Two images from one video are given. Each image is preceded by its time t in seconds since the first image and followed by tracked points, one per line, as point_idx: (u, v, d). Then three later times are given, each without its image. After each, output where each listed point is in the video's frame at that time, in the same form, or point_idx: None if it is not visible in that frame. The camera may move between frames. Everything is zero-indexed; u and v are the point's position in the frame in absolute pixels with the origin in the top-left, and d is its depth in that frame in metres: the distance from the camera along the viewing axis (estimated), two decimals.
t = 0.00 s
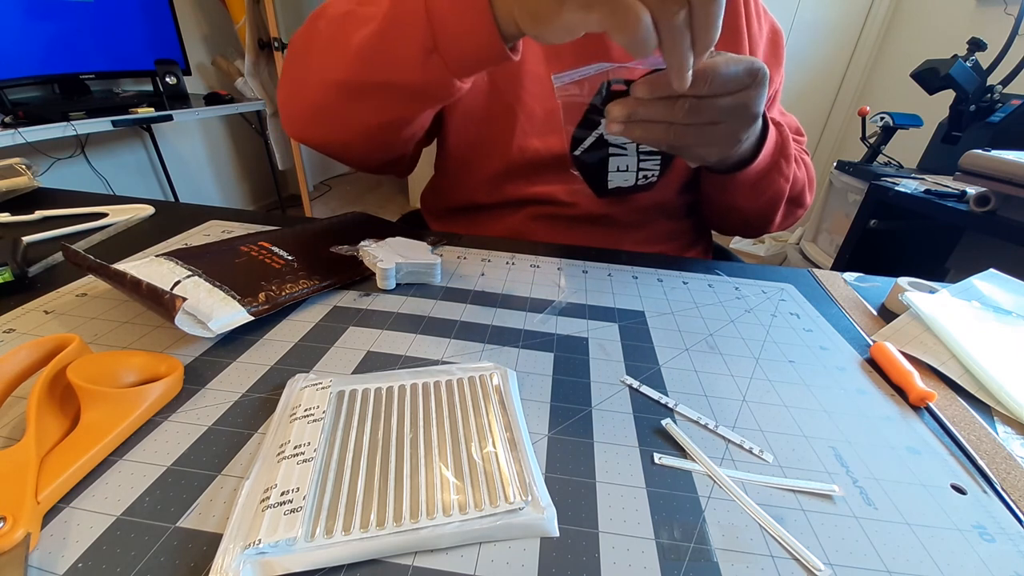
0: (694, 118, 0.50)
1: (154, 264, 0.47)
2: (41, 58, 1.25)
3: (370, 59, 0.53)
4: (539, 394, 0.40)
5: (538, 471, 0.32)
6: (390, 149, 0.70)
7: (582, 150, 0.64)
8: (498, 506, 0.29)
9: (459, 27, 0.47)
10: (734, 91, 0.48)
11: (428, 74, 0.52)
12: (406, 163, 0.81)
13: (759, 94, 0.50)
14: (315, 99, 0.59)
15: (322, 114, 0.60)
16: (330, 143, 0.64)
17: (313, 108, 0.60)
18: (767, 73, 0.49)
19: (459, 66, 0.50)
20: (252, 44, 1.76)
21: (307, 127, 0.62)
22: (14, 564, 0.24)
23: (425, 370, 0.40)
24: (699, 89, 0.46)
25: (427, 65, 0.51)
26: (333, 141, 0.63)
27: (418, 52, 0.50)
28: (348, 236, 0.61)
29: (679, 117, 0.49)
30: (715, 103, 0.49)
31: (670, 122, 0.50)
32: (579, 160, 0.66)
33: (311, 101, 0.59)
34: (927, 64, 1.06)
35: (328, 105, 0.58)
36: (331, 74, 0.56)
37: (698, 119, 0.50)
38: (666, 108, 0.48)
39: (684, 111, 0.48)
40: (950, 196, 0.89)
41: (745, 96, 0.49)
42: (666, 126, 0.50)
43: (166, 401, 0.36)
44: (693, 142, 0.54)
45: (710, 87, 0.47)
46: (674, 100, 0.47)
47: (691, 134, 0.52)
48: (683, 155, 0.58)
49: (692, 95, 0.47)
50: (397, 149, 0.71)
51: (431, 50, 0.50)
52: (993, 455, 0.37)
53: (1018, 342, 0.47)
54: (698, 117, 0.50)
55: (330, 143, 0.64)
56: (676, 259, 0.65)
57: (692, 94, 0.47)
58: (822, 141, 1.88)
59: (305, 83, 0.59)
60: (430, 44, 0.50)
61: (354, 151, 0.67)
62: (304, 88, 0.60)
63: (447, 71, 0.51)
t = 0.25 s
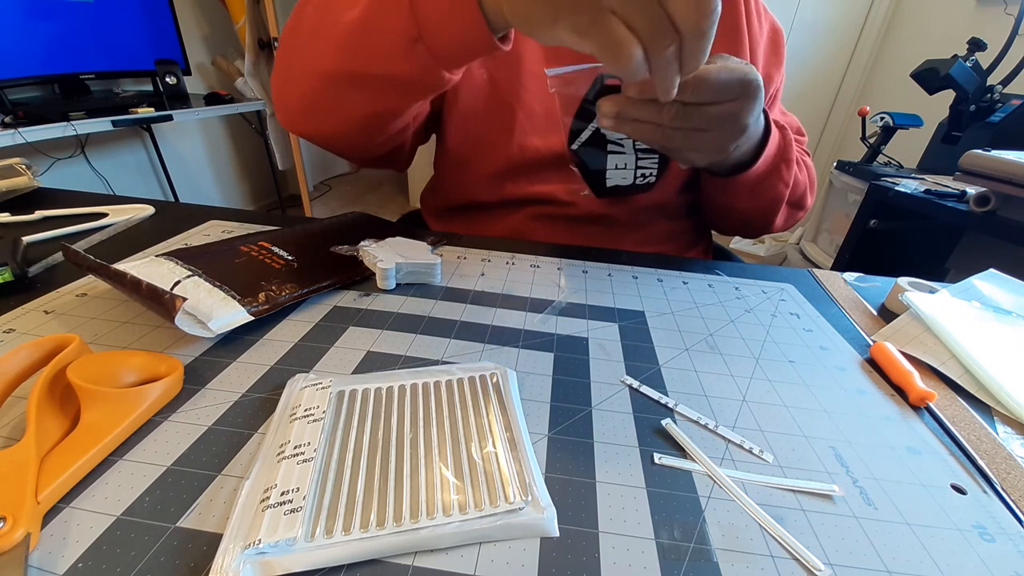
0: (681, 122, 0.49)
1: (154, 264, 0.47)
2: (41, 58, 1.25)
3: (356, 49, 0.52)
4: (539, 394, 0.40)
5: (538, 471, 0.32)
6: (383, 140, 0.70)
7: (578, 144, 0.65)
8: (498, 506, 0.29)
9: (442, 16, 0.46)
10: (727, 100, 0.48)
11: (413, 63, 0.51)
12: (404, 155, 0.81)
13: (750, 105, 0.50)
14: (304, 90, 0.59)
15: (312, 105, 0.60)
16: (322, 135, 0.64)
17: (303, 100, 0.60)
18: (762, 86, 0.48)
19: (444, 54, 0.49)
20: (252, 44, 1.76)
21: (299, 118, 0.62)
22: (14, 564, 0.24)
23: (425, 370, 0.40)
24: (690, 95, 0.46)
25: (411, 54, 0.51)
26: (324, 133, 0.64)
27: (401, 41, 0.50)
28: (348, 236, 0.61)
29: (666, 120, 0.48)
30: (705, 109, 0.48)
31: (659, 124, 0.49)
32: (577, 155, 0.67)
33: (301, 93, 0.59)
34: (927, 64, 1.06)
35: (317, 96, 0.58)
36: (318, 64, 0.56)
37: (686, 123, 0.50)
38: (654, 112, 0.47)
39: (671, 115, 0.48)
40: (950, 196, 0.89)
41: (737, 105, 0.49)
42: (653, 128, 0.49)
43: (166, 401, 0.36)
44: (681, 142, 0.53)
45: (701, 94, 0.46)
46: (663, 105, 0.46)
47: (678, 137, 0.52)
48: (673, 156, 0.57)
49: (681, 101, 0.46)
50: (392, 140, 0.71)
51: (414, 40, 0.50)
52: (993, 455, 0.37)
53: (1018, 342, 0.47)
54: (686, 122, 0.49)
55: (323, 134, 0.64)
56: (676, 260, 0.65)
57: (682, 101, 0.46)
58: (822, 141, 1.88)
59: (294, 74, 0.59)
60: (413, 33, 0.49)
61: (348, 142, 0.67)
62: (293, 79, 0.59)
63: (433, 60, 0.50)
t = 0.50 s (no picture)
0: (706, 135, 0.51)
1: (154, 264, 0.47)
2: (42, 58, 1.26)
3: (349, 51, 0.52)
4: (539, 394, 0.40)
5: (538, 471, 0.32)
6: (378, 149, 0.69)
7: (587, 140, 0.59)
8: (498, 506, 0.29)
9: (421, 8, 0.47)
10: (752, 116, 0.51)
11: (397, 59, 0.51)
12: (401, 159, 0.81)
13: (770, 123, 0.53)
14: (297, 93, 0.59)
15: (305, 108, 0.59)
16: (315, 140, 0.64)
17: (296, 103, 0.60)
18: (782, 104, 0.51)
19: (425, 49, 0.49)
20: (252, 44, 1.76)
21: (294, 123, 0.62)
22: (14, 564, 0.24)
23: (425, 370, 0.40)
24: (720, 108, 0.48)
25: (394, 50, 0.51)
26: (315, 141, 0.63)
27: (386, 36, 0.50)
28: (348, 236, 0.61)
29: (694, 132, 0.50)
30: (730, 124, 0.50)
31: (685, 136, 0.50)
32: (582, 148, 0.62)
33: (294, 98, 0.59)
34: (927, 64, 1.06)
35: (309, 98, 0.58)
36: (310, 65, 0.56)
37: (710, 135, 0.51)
38: (683, 122, 0.49)
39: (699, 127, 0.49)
40: (950, 196, 0.88)
41: (759, 122, 0.52)
42: (677, 138, 0.51)
43: (166, 401, 0.36)
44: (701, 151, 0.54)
45: (730, 110, 0.48)
46: (694, 115, 0.48)
47: (700, 148, 0.53)
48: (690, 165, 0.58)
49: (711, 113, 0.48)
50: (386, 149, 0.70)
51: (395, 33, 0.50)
52: (993, 455, 0.37)
53: (1018, 342, 0.47)
54: (710, 134, 0.51)
55: (316, 140, 0.64)
56: (676, 260, 0.65)
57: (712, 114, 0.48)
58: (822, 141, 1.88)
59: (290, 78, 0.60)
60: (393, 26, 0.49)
61: (342, 150, 0.66)
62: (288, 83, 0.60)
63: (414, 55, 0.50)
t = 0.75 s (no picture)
0: (709, 124, 0.50)
1: (154, 264, 0.47)
2: (42, 58, 1.26)
3: (369, 52, 0.54)
4: (539, 394, 0.40)
5: (538, 471, 0.32)
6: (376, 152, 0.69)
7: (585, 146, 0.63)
8: (498, 506, 0.29)
9: (444, 12, 0.48)
10: (753, 101, 0.49)
11: (413, 58, 0.52)
12: (398, 160, 0.81)
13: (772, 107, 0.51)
14: (304, 90, 0.59)
15: (309, 105, 0.59)
16: (315, 138, 0.63)
17: (301, 100, 0.60)
18: (784, 87, 0.49)
19: (441, 52, 0.50)
20: (252, 44, 1.76)
21: (295, 119, 0.62)
22: (14, 564, 0.24)
23: (425, 370, 0.40)
24: (720, 97, 0.46)
25: (412, 48, 0.52)
26: (315, 139, 0.63)
27: (406, 35, 0.52)
28: (348, 236, 0.61)
29: (696, 122, 0.49)
30: (731, 111, 0.49)
31: (687, 127, 0.50)
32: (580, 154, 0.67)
33: (300, 92, 0.59)
34: (927, 64, 1.06)
35: (316, 96, 0.58)
36: (323, 62, 0.57)
37: (712, 125, 0.50)
38: (684, 112, 0.48)
39: (701, 117, 0.48)
40: (950, 196, 0.89)
41: (763, 105, 0.50)
42: (681, 130, 0.50)
43: (166, 401, 0.36)
44: (705, 142, 0.54)
45: (730, 97, 0.47)
46: (694, 106, 0.47)
47: (702, 139, 0.53)
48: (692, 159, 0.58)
49: (712, 102, 0.47)
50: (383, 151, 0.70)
51: (416, 29, 0.51)
52: (993, 455, 0.37)
53: (1018, 342, 0.47)
54: (712, 124, 0.50)
55: (316, 138, 0.63)
56: (676, 260, 0.65)
57: (712, 102, 0.47)
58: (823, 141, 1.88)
59: (297, 73, 0.60)
60: (416, 22, 0.51)
61: (339, 148, 0.66)
62: (295, 79, 0.60)
63: (429, 55, 0.51)
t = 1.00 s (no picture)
0: (708, 114, 0.49)
1: (154, 264, 0.47)
2: (42, 58, 1.26)
3: (373, 55, 0.54)
4: (539, 394, 0.40)
5: (538, 471, 0.32)
6: (376, 152, 0.69)
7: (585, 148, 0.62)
8: (498, 506, 0.29)
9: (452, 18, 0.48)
10: (750, 86, 0.48)
11: (416, 61, 0.52)
12: (397, 160, 0.81)
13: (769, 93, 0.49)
14: (307, 89, 0.59)
15: (311, 104, 0.59)
16: (316, 136, 0.63)
17: (304, 99, 0.60)
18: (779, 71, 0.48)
19: (448, 56, 0.50)
20: (253, 44, 1.76)
21: (296, 117, 0.62)
22: (14, 564, 0.24)
23: (425, 370, 0.40)
24: (717, 86, 0.45)
25: (416, 52, 0.52)
26: (316, 137, 0.63)
27: (410, 37, 0.52)
28: (348, 236, 0.61)
29: (695, 113, 0.48)
30: (729, 99, 0.48)
31: (686, 118, 0.49)
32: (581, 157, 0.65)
33: (302, 90, 0.59)
34: (927, 64, 1.06)
35: (318, 96, 0.58)
36: (327, 62, 0.57)
37: (712, 116, 0.49)
38: (682, 103, 0.47)
39: (700, 108, 0.47)
40: (950, 196, 0.88)
41: (760, 92, 0.48)
42: (681, 122, 0.49)
43: (166, 401, 0.36)
44: (706, 133, 0.53)
45: (727, 84, 0.46)
46: (691, 96, 0.46)
47: (702, 129, 0.52)
48: (689, 150, 0.57)
49: (709, 91, 0.46)
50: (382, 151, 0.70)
51: (421, 33, 0.51)
52: (993, 455, 0.37)
53: (1018, 342, 0.47)
54: (711, 114, 0.49)
55: (317, 136, 0.63)
56: (676, 259, 0.65)
57: (710, 91, 0.46)
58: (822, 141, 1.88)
59: (300, 72, 0.60)
60: (421, 26, 0.51)
61: (340, 147, 0.66)
62: (297, 78, 0.60)
63: (434, 59, 0.51)
